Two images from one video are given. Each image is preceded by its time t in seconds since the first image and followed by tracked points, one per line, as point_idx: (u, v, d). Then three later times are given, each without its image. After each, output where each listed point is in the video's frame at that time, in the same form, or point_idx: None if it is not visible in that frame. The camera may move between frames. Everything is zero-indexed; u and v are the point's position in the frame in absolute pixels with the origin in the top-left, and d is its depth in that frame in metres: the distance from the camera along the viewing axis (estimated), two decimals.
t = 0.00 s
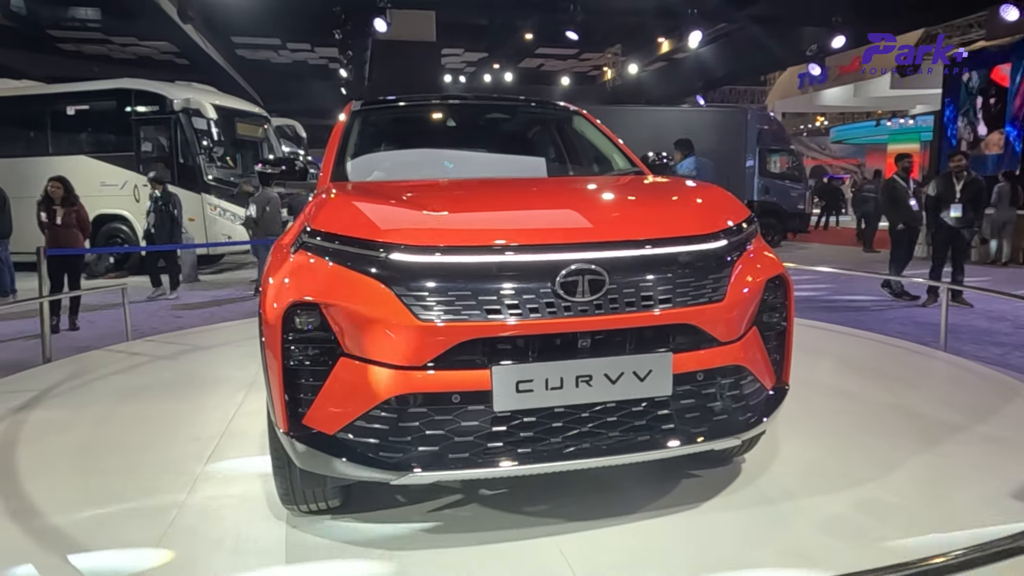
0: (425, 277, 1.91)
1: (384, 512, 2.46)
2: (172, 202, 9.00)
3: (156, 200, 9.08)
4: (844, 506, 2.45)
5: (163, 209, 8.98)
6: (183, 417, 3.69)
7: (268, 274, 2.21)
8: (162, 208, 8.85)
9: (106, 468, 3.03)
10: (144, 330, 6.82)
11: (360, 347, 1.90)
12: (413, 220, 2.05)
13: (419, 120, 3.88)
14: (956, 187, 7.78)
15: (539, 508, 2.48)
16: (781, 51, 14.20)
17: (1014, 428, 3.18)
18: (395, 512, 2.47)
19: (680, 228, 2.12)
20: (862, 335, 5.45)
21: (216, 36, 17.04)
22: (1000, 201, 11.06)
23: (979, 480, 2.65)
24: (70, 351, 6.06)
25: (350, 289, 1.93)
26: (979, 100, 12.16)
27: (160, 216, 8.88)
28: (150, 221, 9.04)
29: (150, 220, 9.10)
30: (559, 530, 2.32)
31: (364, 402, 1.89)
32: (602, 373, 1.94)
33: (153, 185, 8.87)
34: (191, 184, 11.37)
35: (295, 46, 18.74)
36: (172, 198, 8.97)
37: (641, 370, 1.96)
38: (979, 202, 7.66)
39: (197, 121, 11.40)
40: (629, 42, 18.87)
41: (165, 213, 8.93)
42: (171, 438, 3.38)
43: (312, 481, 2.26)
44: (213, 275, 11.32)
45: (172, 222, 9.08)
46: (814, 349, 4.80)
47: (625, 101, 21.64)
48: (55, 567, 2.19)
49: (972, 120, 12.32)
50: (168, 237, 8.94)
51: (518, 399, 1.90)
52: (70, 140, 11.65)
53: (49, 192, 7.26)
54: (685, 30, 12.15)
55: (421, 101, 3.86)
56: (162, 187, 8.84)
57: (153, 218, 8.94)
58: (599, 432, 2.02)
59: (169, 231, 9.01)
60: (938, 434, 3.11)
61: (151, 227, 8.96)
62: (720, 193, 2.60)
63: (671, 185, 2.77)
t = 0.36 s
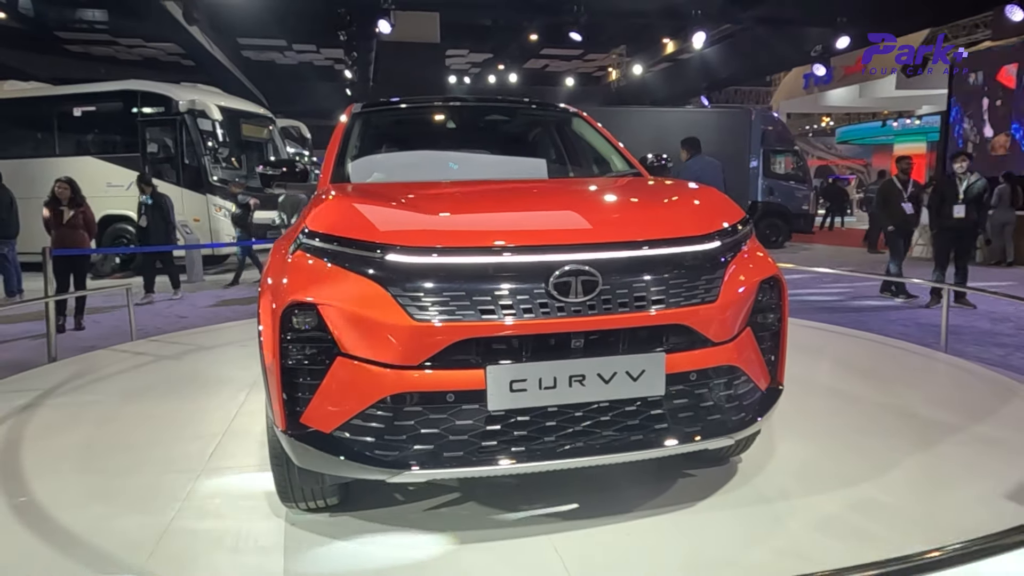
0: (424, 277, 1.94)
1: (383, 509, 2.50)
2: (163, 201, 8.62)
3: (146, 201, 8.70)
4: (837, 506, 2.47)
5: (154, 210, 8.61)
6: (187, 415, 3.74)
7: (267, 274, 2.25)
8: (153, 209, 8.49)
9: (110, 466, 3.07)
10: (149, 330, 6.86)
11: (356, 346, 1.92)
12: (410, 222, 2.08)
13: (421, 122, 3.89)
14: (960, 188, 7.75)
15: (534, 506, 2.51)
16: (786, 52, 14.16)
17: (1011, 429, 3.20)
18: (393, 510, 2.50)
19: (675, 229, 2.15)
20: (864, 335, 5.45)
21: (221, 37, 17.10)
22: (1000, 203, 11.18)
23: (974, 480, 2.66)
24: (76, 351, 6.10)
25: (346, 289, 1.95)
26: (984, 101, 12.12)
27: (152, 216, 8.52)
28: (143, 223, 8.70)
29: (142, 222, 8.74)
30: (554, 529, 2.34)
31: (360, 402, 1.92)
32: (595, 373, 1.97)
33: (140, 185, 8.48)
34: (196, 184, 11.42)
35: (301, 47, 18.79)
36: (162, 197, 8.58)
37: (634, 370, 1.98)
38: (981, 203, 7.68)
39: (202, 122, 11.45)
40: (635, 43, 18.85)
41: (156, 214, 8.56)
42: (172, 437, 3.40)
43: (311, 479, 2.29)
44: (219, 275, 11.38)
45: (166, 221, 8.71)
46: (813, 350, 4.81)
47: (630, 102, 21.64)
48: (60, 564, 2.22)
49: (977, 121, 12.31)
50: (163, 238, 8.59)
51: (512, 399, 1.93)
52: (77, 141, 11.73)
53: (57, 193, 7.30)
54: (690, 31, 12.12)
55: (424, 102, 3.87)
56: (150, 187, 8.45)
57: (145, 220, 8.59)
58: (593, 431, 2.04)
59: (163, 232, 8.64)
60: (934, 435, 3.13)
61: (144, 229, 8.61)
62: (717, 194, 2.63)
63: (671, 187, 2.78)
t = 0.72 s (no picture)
0: (417, 280, 1.93)
1: (377, 511, 2.49)
2: (153, 201, 8.45)
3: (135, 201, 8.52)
4: (831, 509, 2.47)
5: (144, 209, 8.43)
6: (184, 416, 3.74)
7: (260, 275, 2.25)
8: (144, 208, 8.31)
9: (106, 466, 3.08)
10: (148, 330, 6.87)
11: (348, 348, 1.92)
12: (404, 223, 2.08)
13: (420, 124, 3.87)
14: (960, 190, 7.73)
15: (528, 509, 2.50)
16: (788, 52, 14.12)
17: (1010, 431, 3.19)
18: (386, 511, 2.50)
19: (670, 231, 2.14)
20: (863, 337, 5.45)
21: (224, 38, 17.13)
22: (1000, 203, 11.19)
23: (971, 482, 2.66)
24: (76, 351, 6.11)
25: (338, 291, 1.95)
26: (986, 103, 12.10)
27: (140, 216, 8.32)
28: (131, 224, 8.50)
29: (131, 222, 8.54)
30: (547, 531, 2.34)
31: (351, 404, 1.92)
32: (586, 375, 1.97)
33: (130, 183, 8.31)
34: (197, 185, 11.43)
35: (303, 48, 18.81)
36: (153, 196, 8.42)
37: (626, 372, 1.98)
38: (983, 203, 7.65)
39: (204, 123, 11.47)
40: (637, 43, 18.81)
41: (146, 213, 8.37)
42: (168, 439, 3.39)
43: (304, 481, 2.29)
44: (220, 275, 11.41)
45: (155, 222, 8.52)
46: (811, 352, 4.80)
47: (632, 102, 21.63)
48: (53, 565, 2.23)
49: (978, 124, 12.29)
50: (152, 238, 8.39)
51: (503, 401, 1.93)
52: (80, 141, 11.75)
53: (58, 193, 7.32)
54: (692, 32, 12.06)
55: (422, 104, 3.86)
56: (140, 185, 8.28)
57: (133, 219, 8.38)
58: (585, 433, 2.04)
59: (153, 232, 8.45)
60: (931, 437, 3.12)
61: (133, 229, 8.42)
62: (713, 196, 2.62)
63: (668, 188, 2.78)
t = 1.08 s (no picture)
0: (413, 281, 1.92)
1: (371, 515, 2.47)
2: (145, 202, 8.42)
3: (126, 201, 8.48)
4: (829, 512, 2.45)
5: (135, 210, 8.40)
6: (179, 417, 3.73)
7: (253, 276, 2.23)
8: (134, 208, 8.30)
9: (99, 467, 3.07)
10: (147, 330, 6.86)
11: (340, 350, 1.91)
12: (398, 224, 2.06)
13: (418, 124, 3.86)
14: (960, 191, 7.69)
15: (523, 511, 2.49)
16: (789, 53, 14.10)
17: (1010, 433, 3.18)
18: (380, 515, 2.48)
19: (667, 233, 2.13)
20: (862, 338, 5.43)
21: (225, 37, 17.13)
22: (1002, 204, 11.18)
23: (971, 485, 2.64)
24: (73, 351, 6.10)
25: (331, 292, 1.93)
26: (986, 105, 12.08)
27: (132, 216, 8.30)
28: (120, 223, 8.46)
29: (120, 222, 8.51)
30: (542, 534, 2.32)
31: (344, 407, 1.90)
32: (580, 378, 1.96)
33: (122, 183, 8.30)
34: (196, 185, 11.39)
35: (303, 48, 18.81)
36: (144, 197, 8.40)
37: (621, 374, 1.96)
38: (983, 204, 7.61)
39: (203, 122, 11.45)
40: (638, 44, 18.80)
41: (137, 215, 8.35)
42: (162, 440, 3.38)
43: (296, 484, 2.26)
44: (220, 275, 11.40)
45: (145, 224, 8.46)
46: (809, 353, 4.77)
47: (633, 103, 21.61)
48: (45, 566, 2.22)
49: (978, 125, 12.28)
50: (141, 239, 8.35)
51: (496, 403, 1.91)
52: (79, 141, 11.75)
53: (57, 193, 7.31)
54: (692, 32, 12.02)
55: (420, 104, 3.85)
56: (133, 185, 8.27)
57: (123, 219, 8.37)
58: (579, 435, 2.02)
59: (142, 232, 8.41)
60: (931, 440, 3.10)
61: (122, 229, 8.39)
62: (711, 197, 2.60)
63: (666, 189, 2.76)
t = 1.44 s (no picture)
0: (407, 281, 1.89)
1: (364, 517, 2.45)
2: (136, 201, 8.40)
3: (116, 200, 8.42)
4: (826, 514, 2.42)
5: (125, 209, 8.34)
6: (173, 417, 3.71)
7: (244, 275, 2.21)
8: (126, 207, 8.25)
9: (91, 467, 3.05)
10: (144, 330, 6.83)
11: (331, 350, 1.88)
12: (391, 223, 2.04)
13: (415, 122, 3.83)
14: (960, 192, 7.67)
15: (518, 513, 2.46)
16: (789, 53, 14.08)
17: (1009, 434, 3.16)
18: (373, 517, 2.45)
19: (664, 232, 2.10)
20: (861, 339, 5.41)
21: (224, 37, 17.10)
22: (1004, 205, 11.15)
23: (972, 487, 2.62)
24: (69, 351, 6.07)
25: (323, 291, 1.91)
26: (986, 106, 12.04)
27: (123, 215, 8.25)
28: (110, 223, 8.36)
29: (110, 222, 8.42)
30: (538, 537, 2.29)
31: (335, 409, 1.88)
32: (576, 379, 1.93)
33: (114, 181, 8.29)
34: (194, 184, 11.35)
35: (303, 48, 18.79)
36: (135, 196, 8.40)
37: (616, 375, 1.94)
38: (983, 206, 7.60)
39: (202, 122, 11.42)
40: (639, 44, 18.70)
41: (127, 213, 8.29)
42: (155, 440, 3.36)
43: (289, 486, 2.24)
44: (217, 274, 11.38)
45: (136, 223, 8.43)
46: (808, 354, 4.74)
47: (632, 103, 21.58)
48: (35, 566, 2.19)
49: (978, 126, 12.24)
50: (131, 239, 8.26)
51: (490, 405, 1.89)
52: (78, 140, 11.73)
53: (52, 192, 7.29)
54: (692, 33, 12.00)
55: (418, 103, 3.83)
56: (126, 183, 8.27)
57: (114, 219, 8.30)
58: (574, 436, 2.00)
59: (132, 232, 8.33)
60: (930, 441, 3.08)
61: (112, 228, 8.30)
62: (710, 196, 2.58)
63: (664, 188, 2.74)
